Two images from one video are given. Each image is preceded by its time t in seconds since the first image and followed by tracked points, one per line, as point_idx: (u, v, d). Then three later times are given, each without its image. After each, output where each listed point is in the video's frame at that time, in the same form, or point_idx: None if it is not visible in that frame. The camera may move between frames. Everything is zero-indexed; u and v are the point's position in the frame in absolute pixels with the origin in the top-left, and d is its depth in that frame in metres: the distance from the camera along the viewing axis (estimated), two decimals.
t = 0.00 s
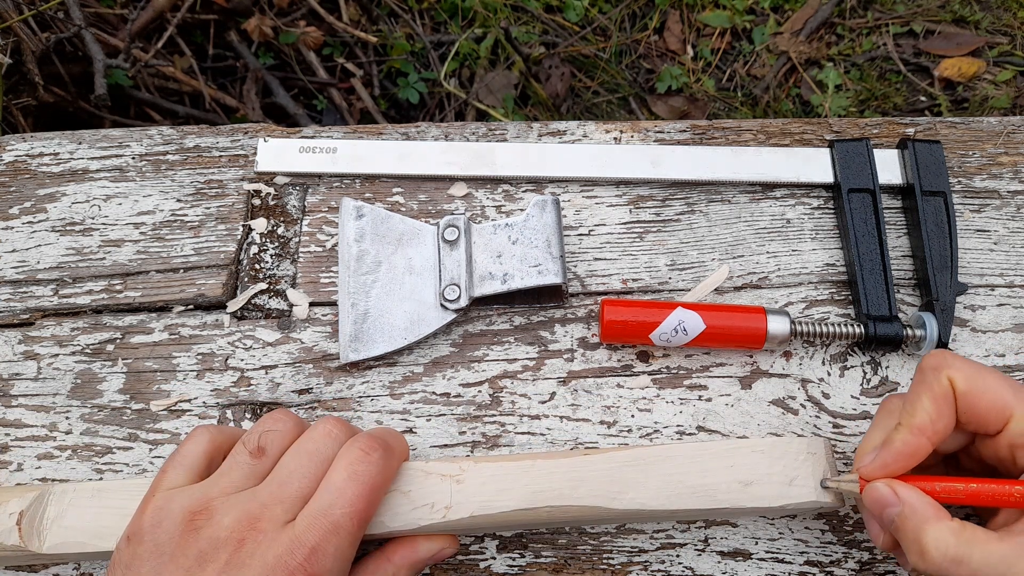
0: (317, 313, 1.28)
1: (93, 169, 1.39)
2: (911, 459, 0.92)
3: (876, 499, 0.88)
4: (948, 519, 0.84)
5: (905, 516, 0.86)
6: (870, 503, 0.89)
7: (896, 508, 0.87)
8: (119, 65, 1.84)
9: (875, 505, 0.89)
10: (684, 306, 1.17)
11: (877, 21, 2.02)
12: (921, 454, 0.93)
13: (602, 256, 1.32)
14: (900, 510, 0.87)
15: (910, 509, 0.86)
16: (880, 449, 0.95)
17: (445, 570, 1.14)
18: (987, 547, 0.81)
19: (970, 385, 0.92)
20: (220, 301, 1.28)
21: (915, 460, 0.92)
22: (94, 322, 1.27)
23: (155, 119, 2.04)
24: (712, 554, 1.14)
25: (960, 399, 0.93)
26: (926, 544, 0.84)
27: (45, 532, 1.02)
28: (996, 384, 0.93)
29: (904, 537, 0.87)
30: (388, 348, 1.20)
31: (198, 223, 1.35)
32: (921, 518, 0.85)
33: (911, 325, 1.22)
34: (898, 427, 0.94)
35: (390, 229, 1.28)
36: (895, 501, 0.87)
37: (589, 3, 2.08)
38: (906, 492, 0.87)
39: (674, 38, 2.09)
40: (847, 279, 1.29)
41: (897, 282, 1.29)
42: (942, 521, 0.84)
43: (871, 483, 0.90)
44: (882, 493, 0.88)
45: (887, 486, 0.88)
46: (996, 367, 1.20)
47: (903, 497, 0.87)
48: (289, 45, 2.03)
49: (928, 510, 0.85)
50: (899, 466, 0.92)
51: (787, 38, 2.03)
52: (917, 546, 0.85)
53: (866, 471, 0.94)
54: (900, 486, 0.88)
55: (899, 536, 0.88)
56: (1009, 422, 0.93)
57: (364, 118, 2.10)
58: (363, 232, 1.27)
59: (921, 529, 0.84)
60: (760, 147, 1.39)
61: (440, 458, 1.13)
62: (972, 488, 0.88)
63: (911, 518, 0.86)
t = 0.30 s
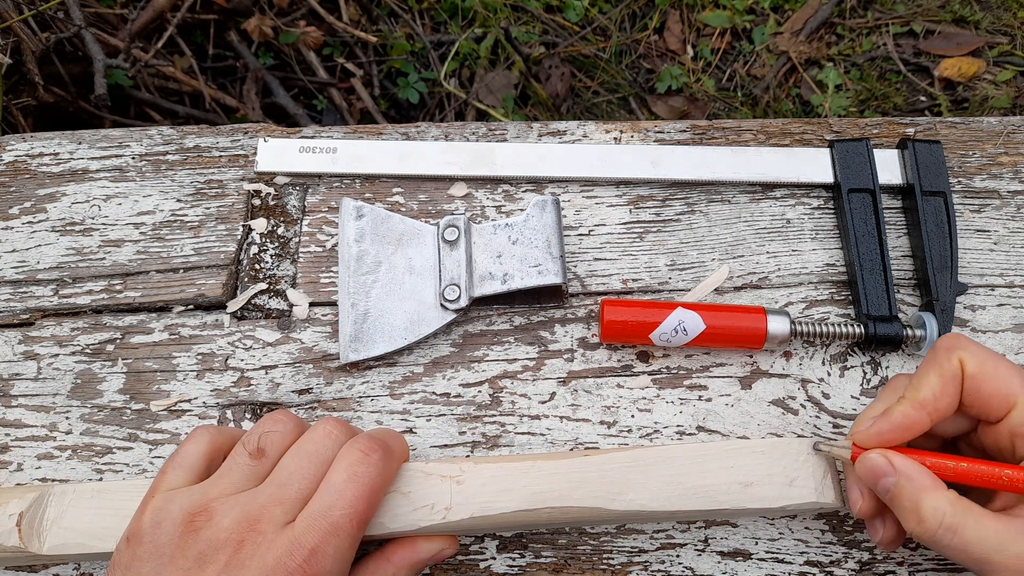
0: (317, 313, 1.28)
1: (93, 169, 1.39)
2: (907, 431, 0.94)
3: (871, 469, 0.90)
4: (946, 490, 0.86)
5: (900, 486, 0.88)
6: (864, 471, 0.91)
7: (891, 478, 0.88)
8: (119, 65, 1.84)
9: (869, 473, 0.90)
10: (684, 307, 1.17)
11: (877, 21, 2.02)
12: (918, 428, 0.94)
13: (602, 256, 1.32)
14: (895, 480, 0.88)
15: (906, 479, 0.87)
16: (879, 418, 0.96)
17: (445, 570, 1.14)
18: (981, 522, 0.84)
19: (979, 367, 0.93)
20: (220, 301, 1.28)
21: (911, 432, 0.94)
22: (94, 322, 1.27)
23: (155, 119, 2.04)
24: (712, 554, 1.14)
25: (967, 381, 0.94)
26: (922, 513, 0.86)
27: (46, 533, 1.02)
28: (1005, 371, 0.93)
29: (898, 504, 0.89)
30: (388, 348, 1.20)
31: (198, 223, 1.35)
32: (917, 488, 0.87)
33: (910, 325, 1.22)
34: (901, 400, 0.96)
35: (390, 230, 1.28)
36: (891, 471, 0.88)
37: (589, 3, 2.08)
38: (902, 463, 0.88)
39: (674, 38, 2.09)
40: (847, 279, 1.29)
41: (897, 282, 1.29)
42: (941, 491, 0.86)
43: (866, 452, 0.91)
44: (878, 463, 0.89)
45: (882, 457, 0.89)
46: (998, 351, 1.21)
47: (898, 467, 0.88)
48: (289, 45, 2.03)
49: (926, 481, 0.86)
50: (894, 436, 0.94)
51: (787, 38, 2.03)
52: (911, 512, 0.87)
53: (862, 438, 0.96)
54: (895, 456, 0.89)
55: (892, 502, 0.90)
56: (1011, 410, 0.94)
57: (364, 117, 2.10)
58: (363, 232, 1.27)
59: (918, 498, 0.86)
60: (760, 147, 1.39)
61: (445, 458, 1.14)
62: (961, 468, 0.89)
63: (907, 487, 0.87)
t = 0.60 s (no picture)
0: (317, 313, 1.28)
1: (93, 169, 1.39)
2: (916, 439, 0.93)
3: (883, 479, 0.88)
4: (959, 498, 0.84)
5: (913, 495, 0.86)
6: (875, 482, 0.89)
7: (904, 487, 0.86)
8: (119, 65, 1.84)
9: (882, 484, 0.88)
10: (684, 307, 1.17)
11: (877, 21, 2.02)
12: (927, 439, 0.93)
13: (602, 256, 1.32)
14: (909, 489, 0.86)
15: (920, 489, 0.85)
16: (887, 431, 0.95)
17: (445, 570, 1.14)
18: (995, 531, 0.83)
19: (987, 374, 0.92)
20: (220, 301, 1.28)
21: (920, 443, 0.93)
22: (94, 322, 1.27)
23: (155, 119, 2.04)
24: (712, 554, 1.14)
25: (974, 388, 0.93)
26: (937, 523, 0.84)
27: (46, 533, 1.02)
28: (1012, 379, 0.93)
29: (911, 514, 0.87)
30: (388, 348, 1.20)
31: (198, 223, 1.35)
32: (931, 498, 0.85)
33: (911, 325, 1.22)
34: (910, 410, 0.95)
35: (390, 230, 1.28)
36: (904, 480, 0.87)
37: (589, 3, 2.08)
38: (915, 473, 0.86)
39: (674, 38, 2.09)
40: (847, 279, 1.29)
41: (897, 282, 1.29)
42: (955, 499, 0.84)
43: (877, 462, 0.90)
44: (889, 472, 0.87)
45: (895, 466, 0.87)
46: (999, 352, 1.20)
47: (912, 476, 0.86)
48: (289, 45, 2.03)
49: (940, 490, 0.85)
50: (902, 446, 0.93)
51: (787, 38, 2.03)
52: (925, 523, 0.85)
53: (872, 451, 0.95)
54: (908, 464, 0.87)
55: (904, 512, 0.88)
56: (1019, 417, 0.93)
57: (364, 118, 2.10)
58: (363, 232, 1.27)
59: (932, 508, 0.84)
60: (760, 147, 1.39)
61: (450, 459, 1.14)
62: (975, 475, 0.89)
63: (920, 497, 0.85)
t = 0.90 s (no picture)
0: (317, 313, 1.28)
1: (93, 169, 1.39)
2: (919, 434, 0.93)
3: (884, 470, 0.87)
4: (961, 491, 0.84)
5: (915, 487, 0.85)
6: (878, 473, 0.89)
7: (906, 479, 0.86)
8: (119, 65, 1.84)
9: (883, 475, 0.88)
10: (684, 307, 1.17)
11: (877, 21, 2.02)
12: (930, 433, 0.93)
13: (602, 256, 1.32)
14: (910, 481, 0.86)
15: (922, 480, 0.85)
16: (891, 423, 0.95)
17: (445, 570, 1.14)
18: (998, 525, 0.82)
19: (993, 370, 0.91)
20: (220, 301, 1.28)
21: (924, 436, 0.93)
22: (94, 322, 1.27)
23: (155, 119, 2.04)
24: (712, 554, 1.14)
25: (979, 384, 0.93)
26: (937, 514, 0.84)
27: (46, 534, 1.02)
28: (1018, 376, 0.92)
29: (912, 506, 0.86)
30: (388, 348, 1.20)
31: (198, 223, 1.35)
32: (932, 489, 0.84)
33: (911, 325, 1.22)
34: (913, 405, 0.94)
35: (390, 230, 1.28)
36: (906, 472, 0.86)
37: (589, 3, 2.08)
38: (916, 465, 0.86)
39: (675, 38, 2.09)
40: (847, 279, 1.29)
41: (897, 282, 1.29)
42: (956, 492, 0.83)
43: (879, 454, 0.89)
44: (891, 464, 0.87)
45: (896, 458, 0.87)
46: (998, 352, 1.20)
47: (914, 469, 0.86)
48: (289, 45, 2.03)
49: (940, 482, 0.84)
50: (907, 441, 0.94)
51: (787, 38, 2.03)
52: (927, 513, 0.85)
53: (875, 443, 0.95)
54: (910, 456, 0.87)
55: (905, 505, 0.88)
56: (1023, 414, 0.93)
57: (364, 118, 2.10)
58: (363, 232, 1.27)
59: (933, 500, 0.84)
60: (760, 147, 1.39)
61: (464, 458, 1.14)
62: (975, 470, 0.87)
63: (921, 488, 0.85)
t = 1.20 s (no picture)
0: (317, 313, 1.28)
1: (93, 169, 1.39)
2: (909, 449, 0.93)
3: (877, 486, 0.88)
4: (953, 507, 0.84)
5: (907, 502, 0.86)
6: (870, 488, 0.89)
7: (899, 494, 0.86)
8: (119, 65, 1.84)
9: (875, 490, 0.88)
10: (684, 307, 1.17)
11: (877, 21, 2.02)
12: (923, 445, 0.93)
13: (602, 256, 1.32)
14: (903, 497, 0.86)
15: (915, 495, 0.85)
16: (883, 439, 0.95)
17: (445, 570, 1.14)
18: (990, 538, 0.83)
19: (981, 382, 0.92)
20: (220, 301, 1.28)
21: (917, 449, 0.93)
22: (94, 322, 1.27)
23: (155, 119, 2.04)
24: (712, 554, 1.14)
25: (968, 396, 0.93)
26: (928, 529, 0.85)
27: (46, 534, 1.02)
28: (1004, 386, 0.92)
29: (904, 521, 0.87)
30: (388, 348, 1.20)
31: (198, 223, 1.35)
32: (925, 506, 0.85)
33: (911, 325, 1.22)
34: (905, 419, 0.94)
35: (390, 230, 1.28)
36: (899, 488, 0.86)
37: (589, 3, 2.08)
38: (909, 480, 0.86)
39: (675, 38, 2.09)
40: (847, 279, 1.29)
41: (897, 282, 1.29)
42: (949, 508, 0.84)
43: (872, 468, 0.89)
44: (884, 480, 0.87)
45: (889, 474, 0.87)
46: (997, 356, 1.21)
47: (906, 484, 0.86)
48: (289, 45, 2.03)
49: (932, 498, 0.85)
50: (899, 455, 0.93)
51: (787, 38, 2.03)
52: (919, 531, 0.86)
53: (867, 459, 0.94)
54: (903, 472, 0.87)
55: (898, 518, 0.88)
56: (1014, 422, 0.93)
57: (364, 118, 2.10)
58: (363, 232, 1.27)
59: (924, 515, 0.85)
60: (760, 147, 1.39)
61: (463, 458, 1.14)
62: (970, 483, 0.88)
63: (913, 503, 0.85)
